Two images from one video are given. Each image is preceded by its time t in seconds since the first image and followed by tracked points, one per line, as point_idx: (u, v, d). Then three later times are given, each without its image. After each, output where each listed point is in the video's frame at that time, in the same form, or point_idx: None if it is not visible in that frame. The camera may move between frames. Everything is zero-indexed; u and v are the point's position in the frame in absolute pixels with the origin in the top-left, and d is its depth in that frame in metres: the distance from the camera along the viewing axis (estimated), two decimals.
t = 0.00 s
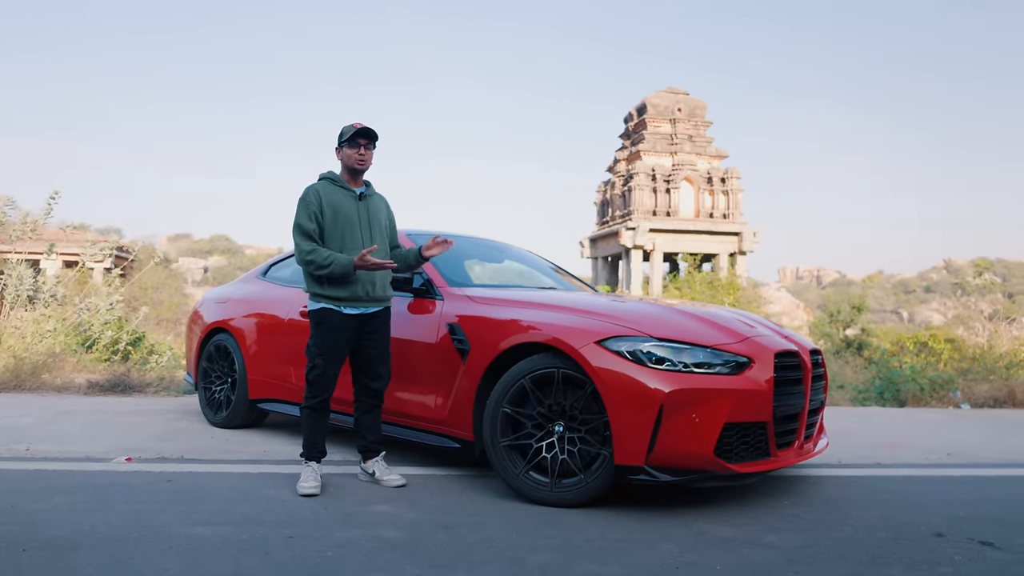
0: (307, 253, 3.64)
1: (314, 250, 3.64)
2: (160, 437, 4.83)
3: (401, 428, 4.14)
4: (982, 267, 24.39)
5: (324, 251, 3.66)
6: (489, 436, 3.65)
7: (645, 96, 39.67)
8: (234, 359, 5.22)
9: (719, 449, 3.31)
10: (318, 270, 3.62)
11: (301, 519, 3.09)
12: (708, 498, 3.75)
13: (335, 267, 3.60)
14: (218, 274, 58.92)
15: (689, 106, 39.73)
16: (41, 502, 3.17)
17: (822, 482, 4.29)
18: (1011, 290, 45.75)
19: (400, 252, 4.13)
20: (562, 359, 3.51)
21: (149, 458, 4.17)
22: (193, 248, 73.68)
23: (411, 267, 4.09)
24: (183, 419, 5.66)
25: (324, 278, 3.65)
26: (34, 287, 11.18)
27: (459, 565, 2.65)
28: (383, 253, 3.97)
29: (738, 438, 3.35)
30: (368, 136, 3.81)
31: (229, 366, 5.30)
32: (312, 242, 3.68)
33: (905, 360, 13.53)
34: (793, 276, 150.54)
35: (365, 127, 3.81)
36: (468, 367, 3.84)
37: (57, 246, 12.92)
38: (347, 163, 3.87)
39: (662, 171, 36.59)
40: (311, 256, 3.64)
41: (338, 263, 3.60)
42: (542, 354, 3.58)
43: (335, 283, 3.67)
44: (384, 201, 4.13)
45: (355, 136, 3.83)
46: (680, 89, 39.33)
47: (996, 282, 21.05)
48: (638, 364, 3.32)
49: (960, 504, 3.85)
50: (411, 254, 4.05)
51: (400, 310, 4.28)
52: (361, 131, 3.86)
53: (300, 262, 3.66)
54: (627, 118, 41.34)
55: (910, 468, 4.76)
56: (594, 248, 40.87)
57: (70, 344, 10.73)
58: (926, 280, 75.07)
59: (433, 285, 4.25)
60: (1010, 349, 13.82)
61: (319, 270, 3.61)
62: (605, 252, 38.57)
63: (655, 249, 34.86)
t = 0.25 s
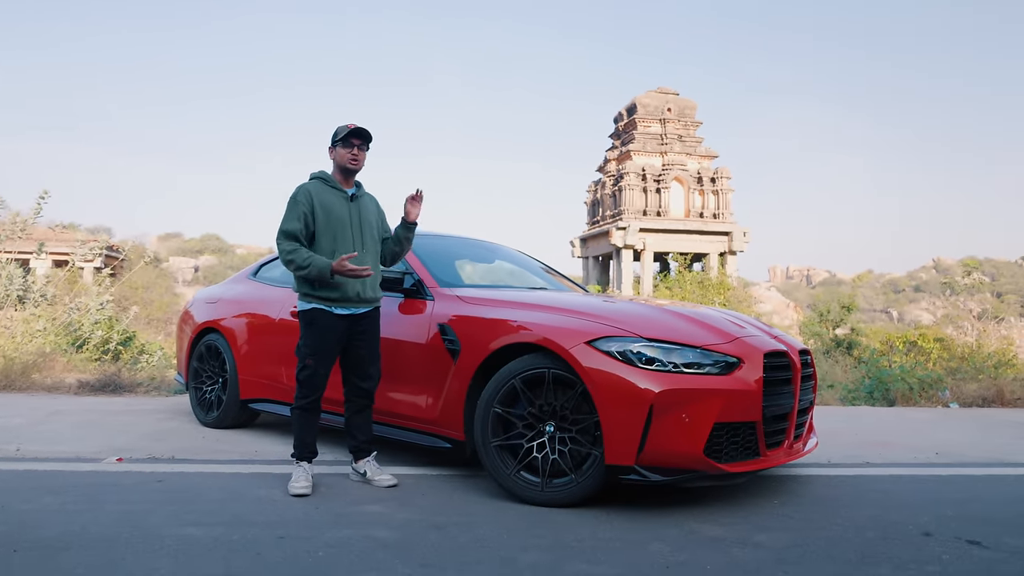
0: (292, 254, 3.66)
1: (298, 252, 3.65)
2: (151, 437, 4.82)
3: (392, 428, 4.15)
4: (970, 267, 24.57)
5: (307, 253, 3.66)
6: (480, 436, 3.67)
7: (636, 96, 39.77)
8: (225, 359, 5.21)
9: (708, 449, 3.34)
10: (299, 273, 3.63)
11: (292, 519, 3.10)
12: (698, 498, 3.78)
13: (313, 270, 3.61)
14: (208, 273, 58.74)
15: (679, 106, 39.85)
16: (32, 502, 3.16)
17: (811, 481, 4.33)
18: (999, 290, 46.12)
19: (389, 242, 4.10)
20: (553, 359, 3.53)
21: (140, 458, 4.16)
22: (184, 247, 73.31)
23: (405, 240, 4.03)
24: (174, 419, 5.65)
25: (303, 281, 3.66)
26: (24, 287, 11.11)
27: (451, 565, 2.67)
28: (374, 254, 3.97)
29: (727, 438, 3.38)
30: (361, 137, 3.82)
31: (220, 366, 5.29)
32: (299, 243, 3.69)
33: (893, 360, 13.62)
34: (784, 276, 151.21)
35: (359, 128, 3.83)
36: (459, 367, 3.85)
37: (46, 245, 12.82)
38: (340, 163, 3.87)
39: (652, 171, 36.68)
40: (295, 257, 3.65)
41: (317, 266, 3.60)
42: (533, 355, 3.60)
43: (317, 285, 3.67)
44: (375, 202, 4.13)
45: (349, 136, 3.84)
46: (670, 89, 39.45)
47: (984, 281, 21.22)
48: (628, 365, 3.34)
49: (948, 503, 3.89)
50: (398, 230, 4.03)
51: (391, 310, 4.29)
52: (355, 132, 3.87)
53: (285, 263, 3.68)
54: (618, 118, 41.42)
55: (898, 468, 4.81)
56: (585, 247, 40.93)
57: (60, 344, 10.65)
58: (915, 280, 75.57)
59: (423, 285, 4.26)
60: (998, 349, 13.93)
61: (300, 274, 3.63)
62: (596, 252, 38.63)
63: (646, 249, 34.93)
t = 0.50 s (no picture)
0: (286, 260, 3.67)
1: (291, 259, 3.66)
2: (146, 437, 4.80)
3: (387, 428, 4.14)
4: (966, 267, 24.58)
5: (299, 262, 3.68)
6: (475, 437, 3.67)
7: (631, 96, 39.76)
8: (219, 359, 5.19)
9: (703, 450, 3.34)
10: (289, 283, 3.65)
11: (287, 520, 3.09)
12: (693, 498, 3.78)
13: (301, 284, 3.62)
14: (203, 273, 58.58)
15: (674, 106, 39.88)
16: (25, 503, 3.15)
17: (806, 482, 4.33)
18: (994, 290, 46.28)
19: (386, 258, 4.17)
20: (548, 359, 3.53)
21: (134, 459, 4.15)
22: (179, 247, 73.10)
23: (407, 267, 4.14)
24: (168, 419, 5.63)
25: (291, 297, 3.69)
26: (17, 287, 11.05)
27: (446, 565, 2.66)
28: (370, 255, 3.96)
29: (722, 439, 3.38)
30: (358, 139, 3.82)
31: (215, 366, 5.27)
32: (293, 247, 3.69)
33: (887, 360, 13.64)
34: (779, 276, 151.52)
35: (354, 130, 3.82)
36: (454, 368, 3.85)
37: (40, 245, 12.72)
38: (336, 165, 3.86)
39: (648, 171, 36.73)
40: (288, 264, 3.67)
41: (303, 285, 3.61)
42: (528, 355, 3.59)
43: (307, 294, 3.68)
44: (371, 203, 4.13)
45: (345, 138, 3.83)
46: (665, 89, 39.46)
47: (978, 281, 21.28)
48: (624, 366, 3.34)
49: (943, 504, 3.90)
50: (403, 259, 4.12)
51: (385, 311, 4.29)
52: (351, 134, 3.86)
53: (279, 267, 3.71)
54: (613, 118, 41.43)
55: (893, 468, 4.81)
56: (581, 247, 40.94)
57: (54, 344, 10.60)
58: (910, 280, 75.79)
59: (418, 285, 4.26)
60: (992, 349, 13.96)
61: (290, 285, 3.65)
62: (591, 252, 38.64)
63: (640, 249, 35.11)
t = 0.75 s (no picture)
0: (282, 261, 3.69)
1: (286, 261, 3.68)
2: (145, 437, 4.80)
3: (385, 429, 4.14)
4: (964, 267, 24.60)
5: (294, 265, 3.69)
6: (474, 437, 3.67)
7: (630, 96, 39.75)
8: (218, 360, 5.19)
9: (702, 451, 3.34)
10: (283, 286, 3.68)
11: (286, 520, 3.09)
12: (692, 498, 3.79)
13: (293, 291, 3.65)
14: (200, 273, 58.49)
15: (672, 105, 39.89)
16: (24, 503, 3.14)
17: (804, 482, 4.34)
18: (990, 290, 46.38)
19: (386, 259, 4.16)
20: (547, 360, 3.53)
21: (133, 459, 4.15)
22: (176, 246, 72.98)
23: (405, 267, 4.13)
24: (167, 419, 5.63)
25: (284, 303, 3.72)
26: (15, 286, 11.02)
27: (445, 566, 2.67)
28: (369, 254, 3.95)
29: (721, 440, 3.38)
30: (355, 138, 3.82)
31: (213, 366, 5.26)
32: (290, 248, 3.70)
33: (884, 360, 13.66)
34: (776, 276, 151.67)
35: (352, 129, 3.82)
36: (452, 368, 3.85)
37: (36, 244, 12.68)
38: (335, 165, 3.86)
39: (646, 171, 36.73)
40: (284, 266, 3.69)
41: (293, 297, 3.64)
42: (527, 356, 3.60)
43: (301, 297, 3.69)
44: (371, 203, 4.13)
45: (343, 138, 3.82)
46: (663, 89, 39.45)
47: (975, 281, 21.32)
48: (623, 366, 3.34)
49: (941, 505, 3.91)
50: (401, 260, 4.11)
51: (384, 311, 4.29)
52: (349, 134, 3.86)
53: (277, 268, 3.73)
54: (611, 118, 41.42)
55: (891, 469, 4.82)
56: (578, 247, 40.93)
57: (52, 343, 10.57)
58: (908, 280, 75.91)
59: (417, 285, 4.26)
60: (988, 349, 13.99)
61: (283, 288, 3.67)
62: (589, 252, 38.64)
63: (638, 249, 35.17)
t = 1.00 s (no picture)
0: (281, 261, 3.69)
1: (285, 260, 3.67)
2: (145, 437, 4.79)
3: (386, 429, 4.14)
4: (963, 267, 24.61)
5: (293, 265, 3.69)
6: (475, 437, 3.67)
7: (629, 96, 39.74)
8: (218, 359, 5.18)
9: (704, 451, 3.33)
10: (282, 285, 3.67)
11: (288, 521, 3.08)
12: (693, 498, 3.79)
13: (292, 290, 3.65)
14: (199, 273, 58.45)
15: (672, 105, 39.89)
16: (24, 503, 3.13)
17: (806, 482, 4.34)
18: (990, 290, 46.40)
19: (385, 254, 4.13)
20: (548, 360, 3.52)
21: (133, 459, 4.14)
22: (175, 246, 72.93)
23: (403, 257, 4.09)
24: (167, 419, 5.61)
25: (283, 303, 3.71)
26: (15, 286, 10.99)
27: (447, 566, 2.66)
28: (369, 253, 3.94)
29: (724, 439, 3.37)
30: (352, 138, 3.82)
31: (213, 366, 5.25)
32: (289, 247, 3.69)
33: (885, 360, 13.65)
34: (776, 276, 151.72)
35: (350, 128, 3.81)
36: (453, 368, 3.84)
37: (35, 243, 12.64)
38: (332, 165, 3.85)
39: (646, 171, 36.72)
40: (283, 266, 3.68)
41: (292, 296, 3.64)
42: (529, 355, 3.59)
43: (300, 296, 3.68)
44: (372, 202, 4.11)
45: (341, 138, 3.82)
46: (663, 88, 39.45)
47: (975, 281, 21.32)
48: (625, 366, 3.34)
49: (943, 505, 3.91)
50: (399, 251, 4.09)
51: (385, 311, 4.28)
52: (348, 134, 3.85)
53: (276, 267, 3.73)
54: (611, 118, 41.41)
55: (892, 469, 4.81)
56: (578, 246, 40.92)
57: (51, 343, 10.54)
58: (907, 280, 75.94)
59: (418, 285, 4.25)
60: (989, 349, 13.98)
61: (282, 288, 3.67)
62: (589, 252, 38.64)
63: (638, 249, 35.17)
